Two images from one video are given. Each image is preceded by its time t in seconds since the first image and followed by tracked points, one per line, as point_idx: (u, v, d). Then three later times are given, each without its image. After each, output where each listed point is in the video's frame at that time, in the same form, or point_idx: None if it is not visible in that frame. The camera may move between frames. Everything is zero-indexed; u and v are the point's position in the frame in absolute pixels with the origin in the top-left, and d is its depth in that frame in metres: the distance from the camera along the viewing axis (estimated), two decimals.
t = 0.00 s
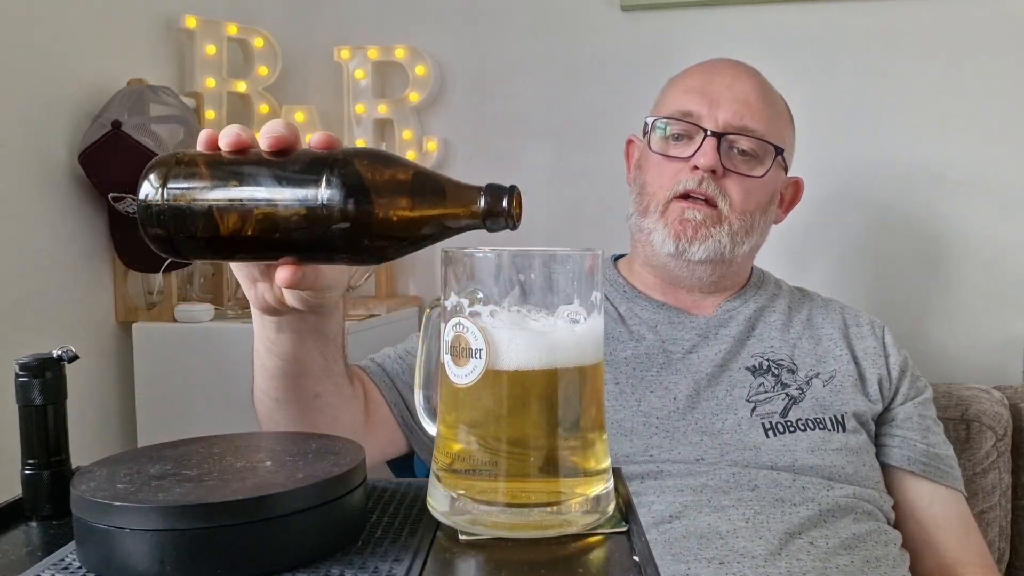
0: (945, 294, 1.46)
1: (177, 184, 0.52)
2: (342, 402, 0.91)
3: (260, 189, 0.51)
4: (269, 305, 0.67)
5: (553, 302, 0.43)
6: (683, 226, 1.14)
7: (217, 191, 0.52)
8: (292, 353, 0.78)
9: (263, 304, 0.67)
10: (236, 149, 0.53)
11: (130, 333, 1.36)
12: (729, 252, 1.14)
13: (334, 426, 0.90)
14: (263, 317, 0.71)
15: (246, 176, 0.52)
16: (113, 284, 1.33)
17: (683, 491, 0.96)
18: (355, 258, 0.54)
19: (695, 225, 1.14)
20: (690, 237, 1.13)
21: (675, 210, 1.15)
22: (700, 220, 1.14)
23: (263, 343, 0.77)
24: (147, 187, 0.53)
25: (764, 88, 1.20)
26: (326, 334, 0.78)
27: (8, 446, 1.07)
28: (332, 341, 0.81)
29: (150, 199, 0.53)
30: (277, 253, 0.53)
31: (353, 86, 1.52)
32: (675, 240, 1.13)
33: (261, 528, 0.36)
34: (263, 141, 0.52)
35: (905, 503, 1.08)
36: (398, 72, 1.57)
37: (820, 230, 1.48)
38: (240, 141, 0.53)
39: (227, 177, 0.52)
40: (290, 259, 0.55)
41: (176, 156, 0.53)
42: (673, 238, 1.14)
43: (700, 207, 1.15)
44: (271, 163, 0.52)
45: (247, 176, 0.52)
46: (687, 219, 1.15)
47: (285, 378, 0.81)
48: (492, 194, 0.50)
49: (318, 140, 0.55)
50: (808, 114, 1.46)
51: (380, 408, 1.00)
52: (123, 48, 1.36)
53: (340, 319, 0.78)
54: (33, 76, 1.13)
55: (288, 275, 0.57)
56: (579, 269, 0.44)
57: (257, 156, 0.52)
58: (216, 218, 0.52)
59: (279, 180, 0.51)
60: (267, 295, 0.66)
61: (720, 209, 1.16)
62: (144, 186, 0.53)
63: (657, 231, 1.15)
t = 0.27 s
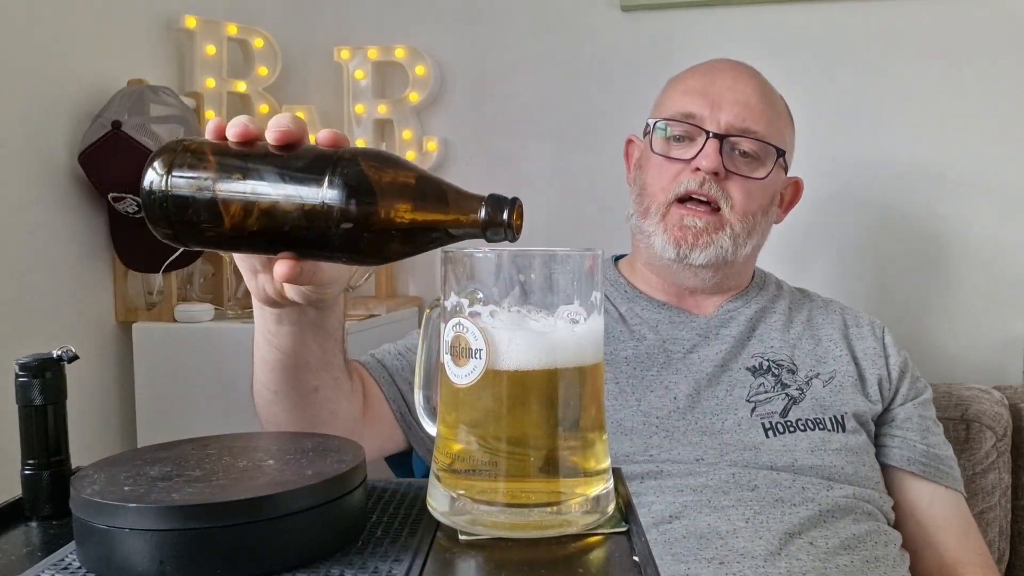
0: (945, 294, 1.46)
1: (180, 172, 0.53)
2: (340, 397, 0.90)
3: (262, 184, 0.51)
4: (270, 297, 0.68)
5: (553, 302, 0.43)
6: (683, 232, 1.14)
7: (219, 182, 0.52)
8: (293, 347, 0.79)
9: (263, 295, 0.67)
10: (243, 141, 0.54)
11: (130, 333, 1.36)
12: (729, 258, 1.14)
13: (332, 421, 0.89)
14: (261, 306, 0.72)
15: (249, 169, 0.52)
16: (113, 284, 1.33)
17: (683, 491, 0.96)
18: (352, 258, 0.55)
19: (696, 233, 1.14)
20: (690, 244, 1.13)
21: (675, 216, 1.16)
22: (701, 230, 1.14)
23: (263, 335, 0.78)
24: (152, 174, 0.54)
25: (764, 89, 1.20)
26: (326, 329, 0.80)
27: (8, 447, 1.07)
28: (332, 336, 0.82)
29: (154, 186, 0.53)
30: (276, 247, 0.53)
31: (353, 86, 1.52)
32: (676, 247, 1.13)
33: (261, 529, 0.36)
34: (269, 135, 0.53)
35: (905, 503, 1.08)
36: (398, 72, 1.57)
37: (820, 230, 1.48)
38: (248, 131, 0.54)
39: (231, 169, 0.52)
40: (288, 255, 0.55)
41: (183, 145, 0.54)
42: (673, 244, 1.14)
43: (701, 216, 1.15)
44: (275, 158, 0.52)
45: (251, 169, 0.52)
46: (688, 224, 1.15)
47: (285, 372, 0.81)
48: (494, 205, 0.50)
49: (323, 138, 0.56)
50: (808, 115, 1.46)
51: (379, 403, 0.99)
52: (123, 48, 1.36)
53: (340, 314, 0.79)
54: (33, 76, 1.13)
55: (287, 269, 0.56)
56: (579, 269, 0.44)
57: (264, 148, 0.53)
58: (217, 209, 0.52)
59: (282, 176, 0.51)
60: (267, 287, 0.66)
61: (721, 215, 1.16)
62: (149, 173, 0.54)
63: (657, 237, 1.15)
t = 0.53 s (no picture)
0: (945, 294, 1.46)
1: (181, 167, 0.53)
2: (339, 394, 0.90)
3: (263, 182, 0.51)
4: (269, 294, 0.67)
5: (554, 303, 0.43)
6: (689, 223, 1.14)
7: (219, 178, 0.52)
8: (292, 343, 0.79)
9: (263, 291, 0.67)
10: (246, 136, 0.53)
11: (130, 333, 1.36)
12: (732, 254, 1.14)
13: (330, 418, 0.89)
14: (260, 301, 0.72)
15: (249, 167, 0.52)
16: (112, 284, 1.33)
17: (683, 491, 0.96)
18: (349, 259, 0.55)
19: (701, 224, 1.14)
20: (695, 235, 1.14)
21: (680, 207, 1.15)
22: (707, 220, 1.15)
23: (263, 330, 0.78)
24: (153, 167, 0.54)
25: (765, 89, 1.20)
26: (326, 325, 0.79)
27: (8, 447, 1.07)
28: (331, 333, 0.82)
29: (154, 181, 0.54)
30: (273, 245, 0.54)
31: (353, 86, 1.52)
32: (681, 237, 1.14)
33: (261, 529, 0.36)
34: (271, 133, 0.52)
35: (905, 503, 1.08)
36: (398, 72, 1.57)
37: (821, 230, 1.48)
38: (250, 127, 0.53)
39: (231, 166, 0.52)
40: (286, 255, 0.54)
41: (185, 140, 0.54)
42: (679, 234, 1.14)
43: (706, 206, 1.15)
44: (276, 156, 0.52)
45: (251, 166, 0.52)
46: (693, 216, 1.15)
47: (284, 368, 0.81)
48: (493, 214, 0.52)
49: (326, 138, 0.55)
50: (808, 115, 1.46)
51: (378, 399, 0.99)
52: (123, 48, 1.36)
53: (339, 311, 0.79)
54: (33, 76, 1.13)
55: (283, 267, 0.55)
56: (579, 269, 0.44)
57: (265, 145, 0.53)
58: (216, 206, 0.52)
59: (281, 175, 0.51)
60: (266, 284, 0.65)
61: (725, 212, 1.16)
62: (150, 168, 0.54)
63: (662, 229, 1.15)
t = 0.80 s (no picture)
0: (945, 294, 1.46)
1: (180, 164, 0.53)
2: (339, 391, 0.89)
3: (263, 180, 0.51)
4: (269, 292, 0.67)
5: (553, 303, 0.43)
6: (688, 224, 1.14)
7: (218, 175, 0.52)
8: (292, 340, 0.79)
9: (263, 288, 0.66)
10: (246, 133, 0.53)
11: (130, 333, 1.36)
12: (731, 255, 1.14)
13: (330, 415, 0.89)
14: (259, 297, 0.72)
15: (248, 164, 0.52)
16: (112, 284, 1.33)
17: (683, 491, 0.96)
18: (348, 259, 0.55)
19: (701, 226, 1.14)
20: (694, 237, 1.14)
21: (680, 209, 1.15)
22: (706, 222, 1.14)
23: (263, 326, 0.78)
24: (153, 164, 0.54)
25: (766, 89, 1.20)
26: (326, 324, 0.79)
27: (8, 446, 1.07)
28: (331, 331, 0.81)
29: (153, 178, 0.53)
30: (273, 242, 0.54)
31: (353, 86, 1.52)
32: (681, 239, 1.14)
33: (261, 529, 0.36)
34: (271, 130, 0.52)
35: (905, 503, 1.08)
36: (398, 72, 1.57)
37: (821, 230, 1.48)
38: (250, 124, 0.53)
39: (231, 163, 0.52)
40: (285, 253, 0.54)
41: (185, 136, 0.54)
42: (678, 236, 1.14)
43: (706, 208, 1.15)
44: (275, 154, 0.51)
45: (250, 164, 0.52)
46: (693, 218, 1.15)
47: (284, 364, 0.81)
48: (491, 215, 0.52)
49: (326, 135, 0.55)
50: (808, 115, 1.46)
51: (378, 396, 0.99)
52: (124, 48, 1.36)
53: (340, 309, 0.79)
54: (33, 77, 1.13)
55: (282, 265, 0.55)
56: (579, 269, 0.44)
57: (265, 142, 0.52)
58: (216, 203, 0.52)
59: (281, 173, 0.51)
60: (266, 281, 0.65)
61: (726, 212, 1.16)
62: (150, 164, 0.54)
63: (662, 230, 1.15)
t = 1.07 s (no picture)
0: (946, 294, 1.47)
1: (175, 163, 0.53)
2: (337, 388, 0.90)
3: (257, 180, 0.51)
4: (266, 288, 0.68)
5: (553, 303, 0.43)
6: (688, 227, 1.14)
7: (212, 174, 0.52)
8: (290, 337, 0.79)
9: (259, 285, 0.67)
10: (241, 132, 0.53)
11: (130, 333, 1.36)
12: (731, 257, 1.14)
13: (328, 413, 0.89)
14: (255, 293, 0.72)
15: (243, 164, 0.52)
16: (113, 284, 1.33)
17: (682, 491, 0.96)
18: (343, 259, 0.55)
19: (700, 229, 1.14)
20: (694, 239, 1.14)
21: (679, 211, 1.15)
22: (706, 225, 1.14)
23: (261, 321, 0.78)
24: (149, 162, 0.54)
25: (767, 90, 1.20)
26: (324, 321, 0.79)
27: (8, 446, 1.07)
28: (328, 329, 0.81)
29: (148, 176, 0.54)
30: (267, 242, 0.54)
31: (353, 86, 1.52)
32: (680, 241, 1.14)
33: (262, 529, 0.36)
34: (266, 130, 0.52)
35: (905, 503, 1.08)
36: (398, 72, 1.57)
37: (821, 230, 1.48)
38: (245, 122, 0.53)
39: (226, 161, 0.52)
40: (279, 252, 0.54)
41: (180, 134, 0.54)
42: (677, 238, 1.14)
43: (707, 211, 1.15)
44: (270, 153, 0.52)
45: (246, 163, 0.52)
46: (693, 220, 1.15)
47: (281, 361, 0.81)
48: (484, 216, 0.52)
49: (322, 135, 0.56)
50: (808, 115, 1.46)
51: (377, 394, 0.99)
52: (124, 48, 1.36)
53: (337, 307, 0.79)
54: (33, 77, 1.13)
55: (276, 264, 0.55)
56: (580, 269, 0.44)
57: (260, 142, 0.53)
58: (209, 202, 0.52)
59: (275, 173, 0.51)
60: (262, 279, 0.65)
61: (727, 215, 1.16)
62: (145, 162, 0.54)
63: (661, 232, 1.15)
